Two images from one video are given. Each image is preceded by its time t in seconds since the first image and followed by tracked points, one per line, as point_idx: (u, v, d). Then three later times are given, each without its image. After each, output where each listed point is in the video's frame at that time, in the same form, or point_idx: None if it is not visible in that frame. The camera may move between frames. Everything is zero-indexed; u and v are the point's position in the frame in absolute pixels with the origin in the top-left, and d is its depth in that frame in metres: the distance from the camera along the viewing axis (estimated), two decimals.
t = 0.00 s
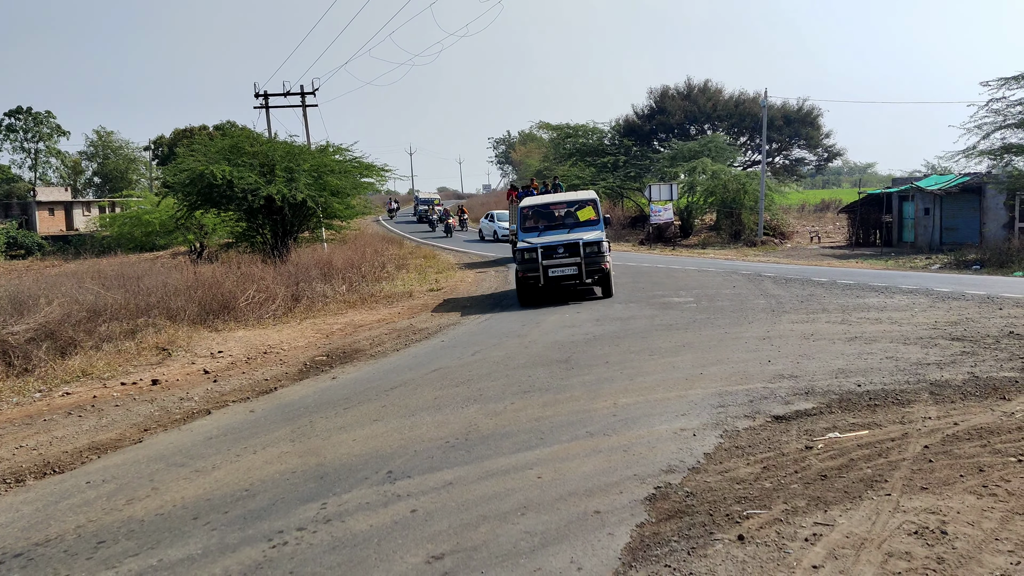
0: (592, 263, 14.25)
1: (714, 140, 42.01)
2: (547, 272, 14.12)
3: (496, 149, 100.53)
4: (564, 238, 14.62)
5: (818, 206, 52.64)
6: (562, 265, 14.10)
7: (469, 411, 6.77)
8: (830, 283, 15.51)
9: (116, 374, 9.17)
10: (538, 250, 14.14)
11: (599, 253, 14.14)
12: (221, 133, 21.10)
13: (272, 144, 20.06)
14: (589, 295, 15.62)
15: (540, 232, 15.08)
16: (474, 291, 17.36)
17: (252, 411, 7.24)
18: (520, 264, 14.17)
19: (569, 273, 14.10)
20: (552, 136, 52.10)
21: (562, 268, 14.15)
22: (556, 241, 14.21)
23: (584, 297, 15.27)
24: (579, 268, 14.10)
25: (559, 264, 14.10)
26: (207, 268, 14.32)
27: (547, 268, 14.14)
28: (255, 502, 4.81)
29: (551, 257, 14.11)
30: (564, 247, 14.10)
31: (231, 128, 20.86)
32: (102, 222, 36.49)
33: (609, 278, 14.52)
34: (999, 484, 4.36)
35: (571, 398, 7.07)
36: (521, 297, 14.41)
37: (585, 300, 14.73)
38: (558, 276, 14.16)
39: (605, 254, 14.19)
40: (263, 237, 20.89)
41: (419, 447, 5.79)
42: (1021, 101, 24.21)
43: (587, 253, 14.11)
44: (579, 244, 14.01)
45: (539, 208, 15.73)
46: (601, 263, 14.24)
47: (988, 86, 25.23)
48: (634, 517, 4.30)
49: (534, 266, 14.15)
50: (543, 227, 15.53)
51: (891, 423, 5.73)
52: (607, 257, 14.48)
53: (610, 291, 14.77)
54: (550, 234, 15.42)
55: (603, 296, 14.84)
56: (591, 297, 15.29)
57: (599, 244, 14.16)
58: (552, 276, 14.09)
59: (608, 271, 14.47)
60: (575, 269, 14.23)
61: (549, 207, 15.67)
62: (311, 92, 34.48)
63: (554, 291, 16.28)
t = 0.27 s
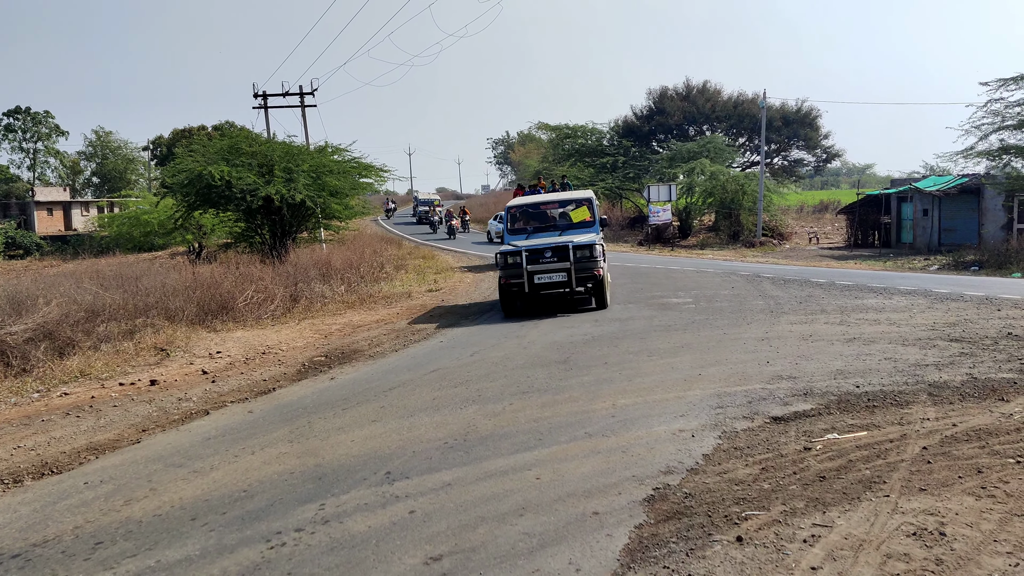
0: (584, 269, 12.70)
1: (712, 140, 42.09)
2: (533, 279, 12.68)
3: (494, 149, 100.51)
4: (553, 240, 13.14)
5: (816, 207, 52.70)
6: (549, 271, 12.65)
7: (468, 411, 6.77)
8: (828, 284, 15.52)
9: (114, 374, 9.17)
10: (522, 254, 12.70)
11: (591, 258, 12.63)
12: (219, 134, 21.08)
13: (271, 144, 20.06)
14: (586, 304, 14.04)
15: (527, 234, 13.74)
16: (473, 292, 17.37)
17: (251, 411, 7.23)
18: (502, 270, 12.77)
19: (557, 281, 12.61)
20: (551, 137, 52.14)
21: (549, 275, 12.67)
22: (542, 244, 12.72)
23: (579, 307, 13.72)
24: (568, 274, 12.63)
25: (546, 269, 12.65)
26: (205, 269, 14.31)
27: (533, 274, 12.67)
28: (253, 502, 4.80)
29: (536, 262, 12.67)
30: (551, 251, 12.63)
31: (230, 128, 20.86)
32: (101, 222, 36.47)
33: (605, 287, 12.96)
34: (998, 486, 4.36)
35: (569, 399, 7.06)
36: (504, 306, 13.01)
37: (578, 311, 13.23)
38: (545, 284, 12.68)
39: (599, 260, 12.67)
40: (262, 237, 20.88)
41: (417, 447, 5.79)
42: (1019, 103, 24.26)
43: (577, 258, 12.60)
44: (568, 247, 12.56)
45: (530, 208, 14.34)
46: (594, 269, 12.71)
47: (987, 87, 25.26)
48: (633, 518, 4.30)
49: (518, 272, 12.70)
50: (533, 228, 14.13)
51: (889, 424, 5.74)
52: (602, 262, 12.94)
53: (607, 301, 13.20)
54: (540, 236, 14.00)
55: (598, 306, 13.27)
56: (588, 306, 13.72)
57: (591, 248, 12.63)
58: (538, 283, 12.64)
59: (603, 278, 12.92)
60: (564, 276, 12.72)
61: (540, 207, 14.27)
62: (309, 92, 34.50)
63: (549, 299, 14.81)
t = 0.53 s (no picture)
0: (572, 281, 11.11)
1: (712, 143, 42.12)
2: (512, 292, 11.10)
3: (495, 152, 100.54)
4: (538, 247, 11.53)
5: (817, 209, 52.70)
6: (531, 283, 11.07)
7: (468, 414, 6.77)
8: (829, 286, 15.51)
9: (115, 377, 9.17)
10: (500, 263, 11.12)
11: (579, 268, 11.03)
12: (219, 137, 21.11)
13: (271, 147, 20.07)
14: (577, 320, 12.36)
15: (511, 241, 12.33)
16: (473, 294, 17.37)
17: (251, 414, 7.23)
18: (477, 282, 11.21)
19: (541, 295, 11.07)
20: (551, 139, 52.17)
21: (532, 288, 11.10)
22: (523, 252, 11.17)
23: (570, 324, 12.06)
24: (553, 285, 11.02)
25: (528, 280, 11.07)
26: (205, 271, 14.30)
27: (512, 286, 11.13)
28: (254, 506, 4.80)
29: (517, 272, 11.09)
30: (533, 259, 11.05)
31: (230, 131, 20.88)
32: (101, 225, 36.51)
33: (596, 301, 11.31)
34: (999, 489, 4.35)
35: (570, 402, 7.06)
36: (482, 323, 11.45)
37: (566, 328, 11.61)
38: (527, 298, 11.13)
39: (587, 269, 11.07)
40: (263, 240, 20.89)
41: (418, 450, 5.78)
42: (1020, 105, 24.26)
43: (563, 267, 11.02)
44: (553, 255, 10.96)
45: (515, 210, 12.70)
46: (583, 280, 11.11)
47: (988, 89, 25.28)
48: (634, 522, 4.29)
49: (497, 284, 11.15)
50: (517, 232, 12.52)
51: (890, 426, 5.73)
52: (592, 272, 11.33)
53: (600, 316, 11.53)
54: (525, 241, 12.38)
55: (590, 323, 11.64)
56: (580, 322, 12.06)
57: (580, 257, 11.02)
58: (518, 297, 11.05)
59: (594, 290, 11.27)
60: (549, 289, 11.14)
61: (526, 208, 12.61)
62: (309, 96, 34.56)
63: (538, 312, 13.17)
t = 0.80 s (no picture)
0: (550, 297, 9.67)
1: (712, 146, 42.21)
2: (481, 308, 9.71)
3: (495, 155, 100.66)
4: (514, 256, 10.12)
5: (817, 212, 52.71)
6: (504, 298, 9.67)
7: (469, 418, 6.76)
8: (830, 289, 15.50)
9: (116, 381, 9.18)
10: (469, 274, 9.72)
11: (560, 281, 9.61)
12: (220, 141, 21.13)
13: (271, 151, 20.08)
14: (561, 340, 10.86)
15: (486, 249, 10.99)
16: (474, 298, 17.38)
17: (252, 419, 7.23)
18: (442, 297, 9.84)
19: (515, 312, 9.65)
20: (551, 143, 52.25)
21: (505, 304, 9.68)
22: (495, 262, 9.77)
23: (553, 344, 10.63)
24: (529, 301, 9.62)
25: (500, 295, 9.66)
26: (206, 275, 14.31)
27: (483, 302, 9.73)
28: (254, 510, 4.80)
29: (487, 285, 9.69)
30: (506, 270, 9.65)
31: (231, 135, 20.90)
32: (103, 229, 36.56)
33: (579, 319, 9.86)
34: (1001, 493, 4.35)
35: (571, 405, 7.05)
36: (448, 345, 10.08)
37: (546, 350, 10.17)
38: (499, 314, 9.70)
39: (570, 282, 9.64)
40: (264, 243, 20.89)
41: (419, 455, 5.78)
42: (1020, 108, 24.27)
43: (541, 280, 9.60)
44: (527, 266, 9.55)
45: (493, 212, 11.32)
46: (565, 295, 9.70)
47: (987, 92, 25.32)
48: (635, 526, 4.29)
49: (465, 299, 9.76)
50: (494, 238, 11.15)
51: (891, 430, 5.72)
52: (577, 285, 9.89)
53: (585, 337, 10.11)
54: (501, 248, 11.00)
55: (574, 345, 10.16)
56: (563, 343, 10.59)
57: (561, 268, 9.60)
58: (488, 314, 9.67)
59: (577, 306, 9.83)
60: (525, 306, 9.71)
61: (505, 211, 11.24)
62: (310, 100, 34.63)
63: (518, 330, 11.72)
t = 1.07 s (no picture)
0: (515, 312, 8.27)
1: (713, 149, 42.25)
2: (433, 325, 8.31)
3: (496, 159, 100.76)
4: (475, 262, 8.75)
5: (818, 215, 52.71)
6: (460, 313, 8.27)
7: (469, 422, 6.76)
8: (831, 293, 15.50)
9: (117, 385, 9.18)
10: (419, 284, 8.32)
11: (527, 292, 8.22)
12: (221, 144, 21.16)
13: (272, 154, 20.11)
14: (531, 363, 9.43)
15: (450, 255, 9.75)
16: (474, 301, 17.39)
17: (253, 422, 7.23)
18: (389, 311, 8.47)
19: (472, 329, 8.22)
20: (552, 146, 52.28)
21: (461, 320, 8.25)
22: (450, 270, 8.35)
23: (523, 368, 9.24)
24: (489, 316, 8.20)
25: (456, 309, 8.26)
26: (206, 278, 14.33)
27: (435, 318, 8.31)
28: (256, 514, 4.80)
29: (441, 297, 8.30)
30: (464, 280, 8.26)
31: (232, 138, 20.93)
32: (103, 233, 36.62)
33: (550, 338, 8.46)
34: (1002, 496, 4.34)
35: (572, 409, 7.05)
36: (397, 369, 8.73)
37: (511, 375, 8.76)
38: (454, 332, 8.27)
39: (539, 294, 8.25)
40: (265, 247, 20.90)
41: (420, 458, 5.78)
42: (1021, 112, 24.29)
43: (504, 291, 8.21)
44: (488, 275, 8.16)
45: (459, 212, 10.07)
46: (533, 309, 8.31)
47: (988, 96, 25.36)
48: (636, 530, 4.29)
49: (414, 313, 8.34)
50: (459, 241, 9.89)
51: (892, 433, 5.72)
52: (547, 298, 8.50)
53: (558, 360, 8.74)
54: (466, 254, 9.72)
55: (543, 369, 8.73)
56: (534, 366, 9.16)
57: (529, 278, 8.22)
58: (441, 332, 8.27)
59: (547, 323, 8.44)
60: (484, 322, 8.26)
61: (472, 211, 9.98)
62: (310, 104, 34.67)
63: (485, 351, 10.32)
